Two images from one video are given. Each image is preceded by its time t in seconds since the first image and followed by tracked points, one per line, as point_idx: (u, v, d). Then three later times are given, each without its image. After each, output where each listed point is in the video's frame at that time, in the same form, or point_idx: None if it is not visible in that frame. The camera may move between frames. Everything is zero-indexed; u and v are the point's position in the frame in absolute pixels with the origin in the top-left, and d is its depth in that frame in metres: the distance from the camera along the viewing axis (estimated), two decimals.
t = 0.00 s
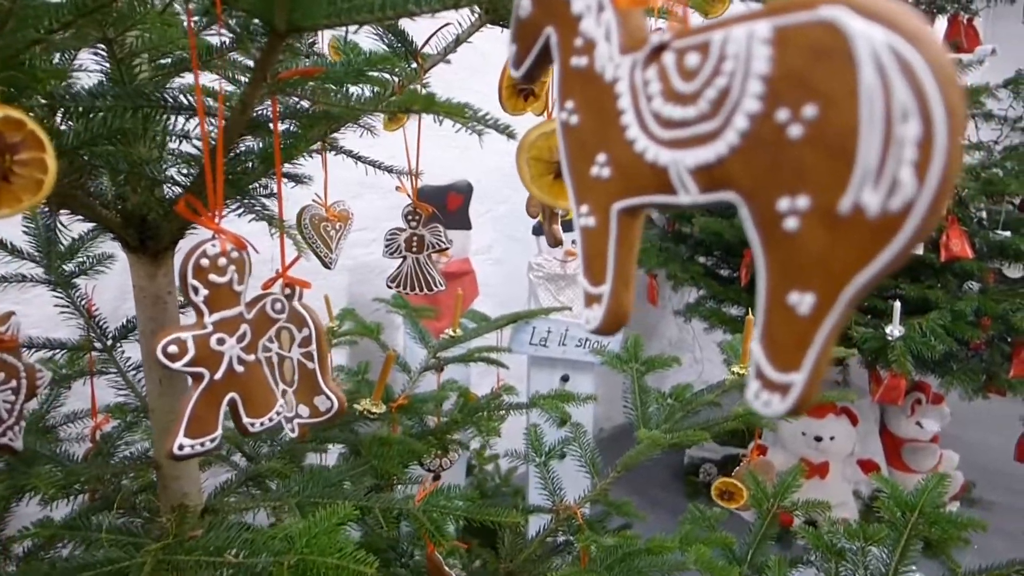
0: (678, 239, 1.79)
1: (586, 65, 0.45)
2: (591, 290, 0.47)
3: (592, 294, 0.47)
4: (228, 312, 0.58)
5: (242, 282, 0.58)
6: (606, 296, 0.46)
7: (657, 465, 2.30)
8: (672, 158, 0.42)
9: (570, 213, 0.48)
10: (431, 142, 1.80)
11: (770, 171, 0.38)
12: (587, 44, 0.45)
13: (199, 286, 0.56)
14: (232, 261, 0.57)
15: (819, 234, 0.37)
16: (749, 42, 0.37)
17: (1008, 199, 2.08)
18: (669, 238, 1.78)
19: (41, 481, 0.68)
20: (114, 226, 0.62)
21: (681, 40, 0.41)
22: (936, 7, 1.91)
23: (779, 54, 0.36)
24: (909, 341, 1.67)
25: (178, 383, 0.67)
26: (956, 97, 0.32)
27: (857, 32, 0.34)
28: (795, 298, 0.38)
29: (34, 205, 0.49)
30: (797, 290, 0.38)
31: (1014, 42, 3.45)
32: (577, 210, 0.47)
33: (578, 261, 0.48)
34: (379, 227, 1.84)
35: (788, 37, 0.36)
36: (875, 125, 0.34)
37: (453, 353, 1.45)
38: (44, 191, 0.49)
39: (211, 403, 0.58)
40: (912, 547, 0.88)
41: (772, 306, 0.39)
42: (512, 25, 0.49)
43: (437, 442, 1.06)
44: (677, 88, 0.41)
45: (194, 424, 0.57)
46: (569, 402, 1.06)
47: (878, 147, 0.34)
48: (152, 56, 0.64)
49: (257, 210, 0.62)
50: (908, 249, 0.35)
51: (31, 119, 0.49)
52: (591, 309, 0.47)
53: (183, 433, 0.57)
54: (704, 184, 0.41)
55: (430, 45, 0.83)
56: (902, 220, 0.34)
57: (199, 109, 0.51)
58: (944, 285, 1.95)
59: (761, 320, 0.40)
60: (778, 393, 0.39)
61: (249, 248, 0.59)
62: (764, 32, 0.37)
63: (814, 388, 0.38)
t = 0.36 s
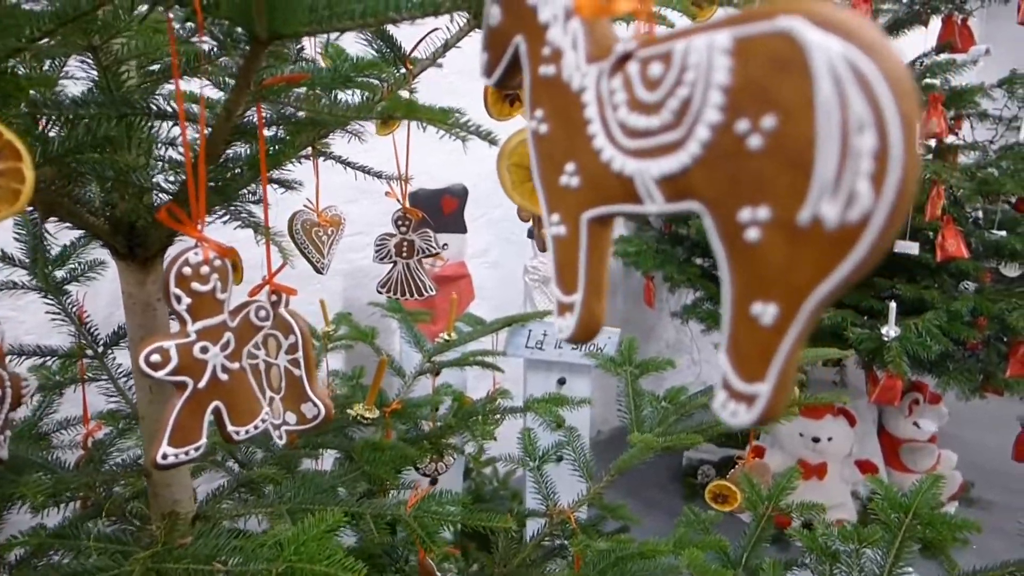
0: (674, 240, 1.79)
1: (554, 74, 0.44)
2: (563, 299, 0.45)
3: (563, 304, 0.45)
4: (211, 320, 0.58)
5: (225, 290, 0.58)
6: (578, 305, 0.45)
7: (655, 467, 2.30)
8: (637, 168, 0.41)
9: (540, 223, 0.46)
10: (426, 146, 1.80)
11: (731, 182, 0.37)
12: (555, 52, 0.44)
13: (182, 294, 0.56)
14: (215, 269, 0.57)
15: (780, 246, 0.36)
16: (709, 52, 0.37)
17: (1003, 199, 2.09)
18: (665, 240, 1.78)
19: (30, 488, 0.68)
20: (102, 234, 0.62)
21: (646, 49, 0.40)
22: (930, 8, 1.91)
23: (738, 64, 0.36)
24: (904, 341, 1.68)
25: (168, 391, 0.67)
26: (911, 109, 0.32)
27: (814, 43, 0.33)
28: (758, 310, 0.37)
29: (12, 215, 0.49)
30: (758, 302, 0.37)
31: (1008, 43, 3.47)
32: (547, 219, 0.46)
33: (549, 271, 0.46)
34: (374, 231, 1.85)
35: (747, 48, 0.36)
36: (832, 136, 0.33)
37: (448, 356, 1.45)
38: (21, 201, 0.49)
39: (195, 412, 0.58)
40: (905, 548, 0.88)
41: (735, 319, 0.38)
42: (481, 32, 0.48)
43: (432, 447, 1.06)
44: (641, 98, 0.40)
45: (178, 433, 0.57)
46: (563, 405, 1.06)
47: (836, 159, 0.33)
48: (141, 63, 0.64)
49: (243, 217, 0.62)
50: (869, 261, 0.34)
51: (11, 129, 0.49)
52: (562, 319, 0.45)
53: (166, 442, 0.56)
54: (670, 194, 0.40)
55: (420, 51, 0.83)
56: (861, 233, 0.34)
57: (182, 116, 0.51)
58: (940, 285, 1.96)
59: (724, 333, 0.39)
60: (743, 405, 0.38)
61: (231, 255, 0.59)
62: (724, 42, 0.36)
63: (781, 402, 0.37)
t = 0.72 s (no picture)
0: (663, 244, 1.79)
1: (506, 90, 0.45)
2: (522, 317, 0.46)
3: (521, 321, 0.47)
4: (180, 334, 0.57)
5: (195, 303, 0.58)
6: (536, 322, 0.46)
7: (648, 471, 2.30)
8: (588, 186, 0.42)
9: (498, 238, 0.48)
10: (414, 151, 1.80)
11: (677, 203, 0.38)
12: (507, 68, 0.45)
13: (150, 309, 0.55)
14: (184, 282, 0.56)
15: (725, 267, 0.37)
16: (653, 72, 0.38)
17: (990, 200, 2.10)
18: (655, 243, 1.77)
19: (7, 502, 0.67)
20: (78, 245, 0.61)
21: (594, 66, 0.41)
22: (915, 12, 1.93)
23: (680, 85, 0.37)
24: (892, 344, 1.68)
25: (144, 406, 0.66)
26: (849, 130, 0.33)
27: (753, 66, 0.34)
28: (706, 330, 0.38)
29: None
30: (707, 323, 0.38)
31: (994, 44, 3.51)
32: (505, 235, 0.47)
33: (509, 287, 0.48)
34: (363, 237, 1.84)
35: (689, 69, 0.37)
36: (772, 159, 0.34)
37: (437, 362, 1.44)
38: None
39: (165, 427, 0.57)
40: (892, 551, 0.88)
41: (686, 339, 0.39)
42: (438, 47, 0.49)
43: (420, 454, 1.06)
44: (589, 115, 0.41)
45: (147, 450, 0.56)
46: (550, 411, 1.06)
47: (776, 181, 0.34)
48: (116, 70, 0.64)
49: (217, 228, 0.62)
50: (811, 282, 0.35)
51: None
52: (522, 335, 0.47)
53: (135, 458, 0.56)
54: (620, 213, 0.41)
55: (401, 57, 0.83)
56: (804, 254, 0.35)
57: (149, 126, 0.52)
58: (928, 286, 1.96)
59: (676, 353, 0.40)
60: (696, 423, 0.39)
61: (201, 267, 0.58)
62: (668, 62, 0.37)
63: (730, 421, 0.38)
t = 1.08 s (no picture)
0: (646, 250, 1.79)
1: (463, 102, 0.44)
2: (484, 334, 0.46)
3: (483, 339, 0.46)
4: (145, 348, 0.56)
5: (160, 317, 0.57)
6: (498, 341, 0.45)
7: (634, 475, 2.30)
8: (545, 203, 0.41)
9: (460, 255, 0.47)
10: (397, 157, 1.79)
11: (636, 221, 0.37)
12: (464, 79, 0.44)
13: (112, 323, 0.54)
14: (148, 296, 0.55)
15: (686, 289, 0.36)
16: (609, 86, 0.37)
17: (970, 204, 2.12)
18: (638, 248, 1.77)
19: None
20: (46, 255, 0.60)
21: (550, 78, 0.40)
22: (895, 18, 1.94)
23: (637, 99, 0.36)
24: (875, 348, 1.69)
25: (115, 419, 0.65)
26: (809, 148, 0.31)
27: (710, 81, 0.33)
28: (668, 353, 0.37)
29: None
30: (669, 346, 0.37)
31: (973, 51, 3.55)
32: (466, 251, 0.46)
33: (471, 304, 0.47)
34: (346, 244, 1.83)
35: (645, 83, 0.35)
36: (731, 178, 0.33)
37: (420, 369, 1.43)
38: None
39: (131, 444, 0.56)
40: (875, 557, 0.88)
41: (648, 362, 0.38)
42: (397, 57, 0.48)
43: (401, 464, 1.04)
44: (546, 130, 0.40)
45: (111, 468, 0.55)
46: (533, 419, 1.05)
47: (735, 201, 0.33)
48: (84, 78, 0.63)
49: (186, 239, 0.61)
50: (773, 305, 0.34)
51: None
52: (485, 353, 0.46)
53: (98, 477, 0.55)
54: (579, 230, 0.40)
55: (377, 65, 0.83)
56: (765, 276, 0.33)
57: (111, 134, 0.52)
58: (910, 290, 1.98)
59: (638, 376, 0.39)
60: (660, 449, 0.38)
61: (167, 279, 0.57)
62: (624, 75, 0.36)
63: (694, 446, 0.37)
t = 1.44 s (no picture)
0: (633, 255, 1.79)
1: (425, 109, 0.43)
2: (451, 348, 0.45)
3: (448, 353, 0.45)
4: (113, 362, 0.55)
5: (129, 330, 0.55)
6: (464, 355, 0.44)
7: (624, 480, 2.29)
8: (508, 213, 0.40)
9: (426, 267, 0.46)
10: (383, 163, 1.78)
11: (599, 233, 0.36)
12: (425, 87, 0.43)
13: (80, 336, 0.53)
14: (117, 308, 0.54)
15: (650, 304, 0.35)
16: (569, 93, 0.36)
17: (954, 206, 2.13)
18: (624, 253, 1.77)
19: None
20: (20, 266, 0.58)
21: (510, 85, 0.39)
22: (878, 22, 1.95)
23: (597, 106, 0.35)
24: (861, 350, 1.70)
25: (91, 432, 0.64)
26: (774, 157, 0.30)
27: (671, 88, 0.32)
28: (634, 371, 0.36)
29: None
30: (633, 364, 0.36)
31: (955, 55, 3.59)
32: (431, 263, 0.45)
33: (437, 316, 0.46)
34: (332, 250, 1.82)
35: (605, 89, 0.35)
36: (694, 189, 0.32)
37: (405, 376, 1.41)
38: None
39: (99, 461, 0.55)
40: (863, 561, 0.88)
41: (614, 380, 0.37)
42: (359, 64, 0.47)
43: (387, 473, 1.03)
44: (508, 139, 0.39)
45: (79, 485, 0.54)
46: (519, 427, 1.04)
47: (698, 213, 0.32)
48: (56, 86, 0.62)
49: (160, 250, 0.59)
50: (739, 322, 0.32)
51: None
52: (451, 368, 0.45)
53: (64, 495, 0.54)
54: (542, 242, 0.39)
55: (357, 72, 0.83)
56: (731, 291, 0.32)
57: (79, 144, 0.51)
58: (896, 292, 1.99)
59: (605, 394, 0.38)
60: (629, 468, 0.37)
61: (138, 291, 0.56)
62: (584, 82, 0.35)
63: (663, 467, 0.36)
